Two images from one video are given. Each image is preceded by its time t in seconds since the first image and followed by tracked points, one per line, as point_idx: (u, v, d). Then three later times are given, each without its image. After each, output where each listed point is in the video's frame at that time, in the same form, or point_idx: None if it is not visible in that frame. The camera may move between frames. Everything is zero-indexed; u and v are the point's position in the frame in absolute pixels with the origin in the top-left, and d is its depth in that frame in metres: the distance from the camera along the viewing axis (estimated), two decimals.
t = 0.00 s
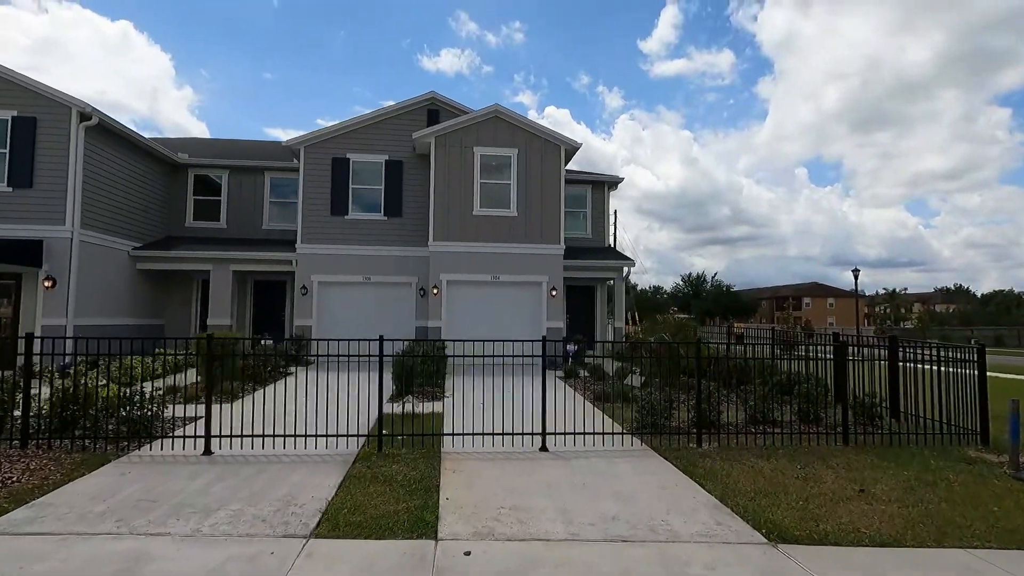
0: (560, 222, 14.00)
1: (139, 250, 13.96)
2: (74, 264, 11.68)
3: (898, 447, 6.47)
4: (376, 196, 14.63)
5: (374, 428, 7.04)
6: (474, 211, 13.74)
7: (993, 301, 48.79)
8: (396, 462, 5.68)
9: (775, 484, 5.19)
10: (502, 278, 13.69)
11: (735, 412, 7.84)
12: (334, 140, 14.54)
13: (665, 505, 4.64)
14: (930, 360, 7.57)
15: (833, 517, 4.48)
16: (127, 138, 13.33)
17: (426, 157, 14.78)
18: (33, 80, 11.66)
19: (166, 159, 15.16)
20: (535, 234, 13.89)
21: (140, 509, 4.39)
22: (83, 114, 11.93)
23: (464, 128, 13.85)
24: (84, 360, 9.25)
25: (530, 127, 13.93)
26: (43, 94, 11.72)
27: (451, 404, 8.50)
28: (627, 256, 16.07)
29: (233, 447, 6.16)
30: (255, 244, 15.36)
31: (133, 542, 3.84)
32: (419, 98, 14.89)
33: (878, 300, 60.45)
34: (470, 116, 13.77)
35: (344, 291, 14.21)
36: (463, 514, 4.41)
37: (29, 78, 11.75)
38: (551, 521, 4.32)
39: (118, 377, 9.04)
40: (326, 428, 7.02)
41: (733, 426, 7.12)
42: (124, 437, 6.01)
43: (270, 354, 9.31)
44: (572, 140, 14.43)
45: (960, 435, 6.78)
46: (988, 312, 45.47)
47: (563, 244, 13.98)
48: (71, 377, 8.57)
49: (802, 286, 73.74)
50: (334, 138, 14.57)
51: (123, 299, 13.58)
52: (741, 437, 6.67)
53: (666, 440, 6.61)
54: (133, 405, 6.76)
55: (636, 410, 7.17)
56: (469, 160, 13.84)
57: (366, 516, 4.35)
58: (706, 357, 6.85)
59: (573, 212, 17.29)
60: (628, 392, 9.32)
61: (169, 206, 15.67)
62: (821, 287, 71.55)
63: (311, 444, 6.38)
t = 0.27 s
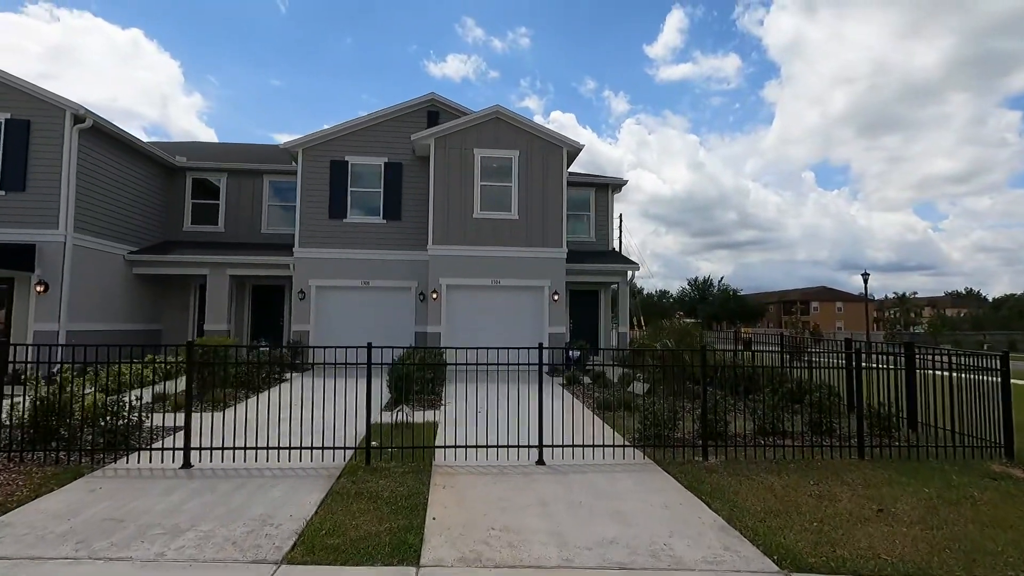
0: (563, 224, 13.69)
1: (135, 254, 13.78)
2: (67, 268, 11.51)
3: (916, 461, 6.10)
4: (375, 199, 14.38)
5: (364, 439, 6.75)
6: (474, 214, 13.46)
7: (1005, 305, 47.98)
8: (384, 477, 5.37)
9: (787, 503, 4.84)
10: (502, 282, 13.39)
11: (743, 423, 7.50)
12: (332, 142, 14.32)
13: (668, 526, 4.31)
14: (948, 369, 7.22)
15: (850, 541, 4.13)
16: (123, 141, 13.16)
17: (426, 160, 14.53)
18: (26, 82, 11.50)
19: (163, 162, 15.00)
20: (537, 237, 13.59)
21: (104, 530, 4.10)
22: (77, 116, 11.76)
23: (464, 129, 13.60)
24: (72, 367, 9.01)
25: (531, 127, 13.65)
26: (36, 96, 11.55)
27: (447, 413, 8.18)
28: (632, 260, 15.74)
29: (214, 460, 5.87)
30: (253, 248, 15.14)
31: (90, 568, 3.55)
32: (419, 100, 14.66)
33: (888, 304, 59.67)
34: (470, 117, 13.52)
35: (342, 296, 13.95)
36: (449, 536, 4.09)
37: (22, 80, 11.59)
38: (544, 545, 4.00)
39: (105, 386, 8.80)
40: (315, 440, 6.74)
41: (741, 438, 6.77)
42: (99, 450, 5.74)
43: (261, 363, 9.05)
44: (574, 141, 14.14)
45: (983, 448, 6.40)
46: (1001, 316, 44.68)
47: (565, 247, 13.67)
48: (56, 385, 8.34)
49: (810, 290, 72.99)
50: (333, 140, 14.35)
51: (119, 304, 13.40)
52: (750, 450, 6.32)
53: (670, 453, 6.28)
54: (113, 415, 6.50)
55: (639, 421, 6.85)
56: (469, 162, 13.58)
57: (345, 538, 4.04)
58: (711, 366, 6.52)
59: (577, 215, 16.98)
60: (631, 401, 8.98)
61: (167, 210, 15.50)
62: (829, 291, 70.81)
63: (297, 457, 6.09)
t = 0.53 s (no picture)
0: (564, 219, 13.38)
1: (128, 251, 13.52)
2: (56, 264, 11.25)
3: (935, 465, 5.78)
4: (372, 194, 14.09)
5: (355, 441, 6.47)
6: (473, 209, 13.16)
7: (1012, 303, 47.46)
8: (372, 482, 5.07)
9: (801, 510, 4.53)
10: (502, 279, 13.09)
11: (751, 424, 7.20)
12: (329, 136, 14.03)
13: (674, 537, 3.99)
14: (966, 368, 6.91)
15: (871, 553, 3.82)
16: (115, 134, 12.90)
17: (424, 154, 14.23)
18: (15, 74, 11.25)
19: (158, 157, 14.74)
20: (537, 232, 13.28)
21: (66, 540, 3.81)
22: (67, 109, 11.50)
23: (463, 122, 13.29)
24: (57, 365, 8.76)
25: (532, 120, 13.34)
26: (25, 88, 11.30)
27: (442, 414, 7.89)
28: (635, 256, 15.41)
29: (195, 463, 5.59)
30: (249, 244, 14.88)
31: None
32: (417, 93, 14.36)
33: (893, 303, 59.16)
34: (469, 109, 13.21)
35: (338, 293, 13.68)
36: (437, 548, 3.79)
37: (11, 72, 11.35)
38: (540, 557, 3.70)
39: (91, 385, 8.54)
40: (303, 442, 6.45)
41: (750, 440, 6.47)
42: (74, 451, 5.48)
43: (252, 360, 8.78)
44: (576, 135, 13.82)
45: (1005, 451, 6.07)
46: (1008, 314, 44.18)
47: (567, 243, 13.36)
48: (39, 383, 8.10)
49: (814, 288, 72.48)
50: (329, 134, 14.06)
51: (112, 301, 13.17)
52: (759, 453, 6.01)
53: (676, 455, 5.99)
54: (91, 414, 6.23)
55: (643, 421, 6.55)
56: (468, 155, 13.27)
57: (325, 549, 3.75)
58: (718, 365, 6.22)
59: (578, 210, 16.67)
60: (635, 400, 8.67)
61: (162, 205, 15.26)
62: (833, 289, 70.28)
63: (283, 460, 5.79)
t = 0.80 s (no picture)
0: (569, 214, 13.05)
1: (124, 247, 13.30)
2: (50, 259, 11.03)
3: (963, 470, 5.43)
4: (373, 188, 13.80)
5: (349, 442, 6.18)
6: (476, 204, 12.85)
7: None
8: (363, 488, 4.77)
9: (822, 520, 4.20)
10: (505, 275, 12.78)
11: (764, 425, 6.88)
12: (328, 129, 13.74)
13: (685, 550, 3.68)
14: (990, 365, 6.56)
15: (903, 570, 3.48)
16: (111, 128, 12.67)
17: (425, 147, 13.93)
18: (7, 65, 11.01)
19: (155, 152, 14.51)
20: (541, 227, 12.96)
21: (29, 552, 3.54)
22: (60, 101, 11.26)
23: (465, 114, 12.97)
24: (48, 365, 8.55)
25: (535, 112, 13.01)
26: (17, 80, 11.07)
27: (441, 414, 7.59)
28: (641, 251, 15.07)
29: (179, 467, 5.32)
30: (248, 240, 14.63)
31: None
32: (418, 85, 14.06)
33: (902, 300, 58.44)
34: (472, 101, 12.90)
35: (338, 289, 13.41)
36: (428, 562, 3.49)
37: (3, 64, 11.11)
38: (539, 573, 3.40)
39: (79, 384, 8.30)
40: (295, 444, 6.17)
41: (763, 443, 6.15)
42: (52, 453, 5.22)
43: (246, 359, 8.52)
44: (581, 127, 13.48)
45: None
46: (1020, 312, 43.47)
47: (571, 238, 13.03)
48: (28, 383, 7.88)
49: (822, 286, 71.76)
50: (329, 127, 13.77)
51: (108, 298, 12.93)
52: (773, 456, 5.68)
53: (686, 459, 5.67)
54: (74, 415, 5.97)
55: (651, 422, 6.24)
56: (470, 148, 12.95)
57: (307, 563, 3.46)
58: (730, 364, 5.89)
59: (583, 205, 16.33)
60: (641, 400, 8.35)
61: (160, 201, 15.03)
62: (841, 286, 69.59)
63: (272, 463, 5.52)
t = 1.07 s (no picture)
0: (572, 210, 12.75)
1: (120, 245, 13.09)
2: (42, 257, 10.81)
3: (990, 479, 5.08)
4: (372, 185, 13.55)
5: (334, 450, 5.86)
6: (476, 200, 12.56)
7: None
8: (350, 496, 4.49)
9: (842, 534, 3.88)
10: (506, 273, 12.49)
11: (774, 429, 6.57)
12: (326, 125, 13.49)
13: (693, 567, 3.38)
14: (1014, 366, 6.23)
15: None
16: (106, 124, 12.46)
17: (425, 143, 13.66)
18: None
19: (152, 149, 14.30)
20: (543, 224, 12.66)
21: None
22: (53, 96, 11.06)
23: (465, 109, 12.69)
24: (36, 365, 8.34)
25: (537, 107, 12.71)
26: (9, 75, 10.87)
27: (437, 417, 7.31)
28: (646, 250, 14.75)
29: (158, 473, 5.05)
30: (245, 238, 14.41)
31: None
32: (418, 80, 13.79)
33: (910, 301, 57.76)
34: (472, 96, 12.62)
35: (336, 288, 13.16)
36: None
37: None
38: None
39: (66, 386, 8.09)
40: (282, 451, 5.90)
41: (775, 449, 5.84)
42: (24, 458, 4.98)
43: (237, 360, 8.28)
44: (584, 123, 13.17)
45: None
46: None
47: (574, 235, 12.72)
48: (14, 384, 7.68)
49: (829, 286, 71.10)
50: (327, 124, 13.53)
51: (102, 297, 12.71)
52: (785, 463, 5.35)
53: (693, 465, 5.37)
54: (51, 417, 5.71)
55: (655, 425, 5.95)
56: (471, 144, 12.66)
57: None
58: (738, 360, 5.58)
59: (586, 203, 16.02)
60: (645, 402, 8.03)
61: (157, 199, 14.83)
62: (848, 286, 68.90)
63: (256, 469, 5.24)
